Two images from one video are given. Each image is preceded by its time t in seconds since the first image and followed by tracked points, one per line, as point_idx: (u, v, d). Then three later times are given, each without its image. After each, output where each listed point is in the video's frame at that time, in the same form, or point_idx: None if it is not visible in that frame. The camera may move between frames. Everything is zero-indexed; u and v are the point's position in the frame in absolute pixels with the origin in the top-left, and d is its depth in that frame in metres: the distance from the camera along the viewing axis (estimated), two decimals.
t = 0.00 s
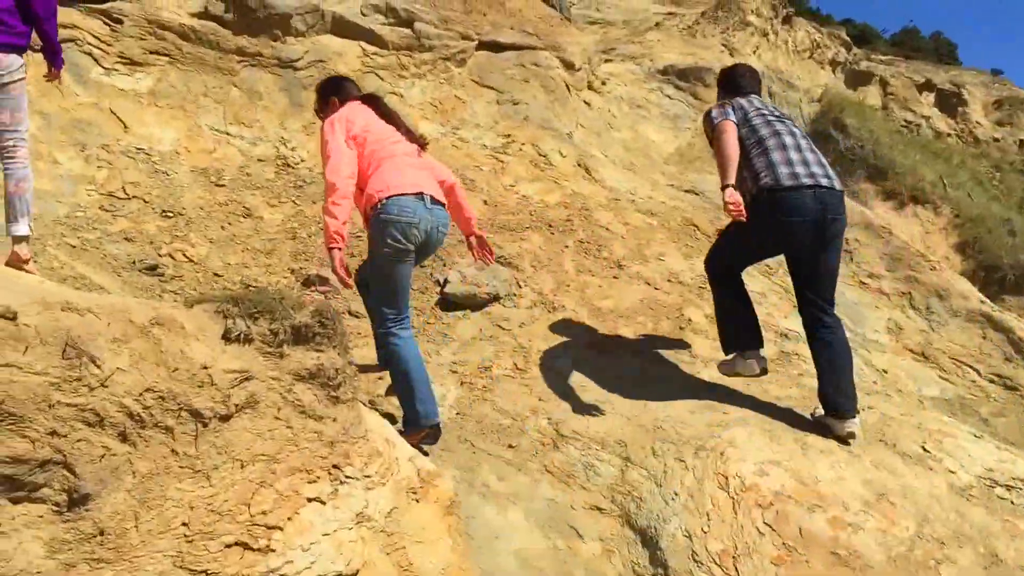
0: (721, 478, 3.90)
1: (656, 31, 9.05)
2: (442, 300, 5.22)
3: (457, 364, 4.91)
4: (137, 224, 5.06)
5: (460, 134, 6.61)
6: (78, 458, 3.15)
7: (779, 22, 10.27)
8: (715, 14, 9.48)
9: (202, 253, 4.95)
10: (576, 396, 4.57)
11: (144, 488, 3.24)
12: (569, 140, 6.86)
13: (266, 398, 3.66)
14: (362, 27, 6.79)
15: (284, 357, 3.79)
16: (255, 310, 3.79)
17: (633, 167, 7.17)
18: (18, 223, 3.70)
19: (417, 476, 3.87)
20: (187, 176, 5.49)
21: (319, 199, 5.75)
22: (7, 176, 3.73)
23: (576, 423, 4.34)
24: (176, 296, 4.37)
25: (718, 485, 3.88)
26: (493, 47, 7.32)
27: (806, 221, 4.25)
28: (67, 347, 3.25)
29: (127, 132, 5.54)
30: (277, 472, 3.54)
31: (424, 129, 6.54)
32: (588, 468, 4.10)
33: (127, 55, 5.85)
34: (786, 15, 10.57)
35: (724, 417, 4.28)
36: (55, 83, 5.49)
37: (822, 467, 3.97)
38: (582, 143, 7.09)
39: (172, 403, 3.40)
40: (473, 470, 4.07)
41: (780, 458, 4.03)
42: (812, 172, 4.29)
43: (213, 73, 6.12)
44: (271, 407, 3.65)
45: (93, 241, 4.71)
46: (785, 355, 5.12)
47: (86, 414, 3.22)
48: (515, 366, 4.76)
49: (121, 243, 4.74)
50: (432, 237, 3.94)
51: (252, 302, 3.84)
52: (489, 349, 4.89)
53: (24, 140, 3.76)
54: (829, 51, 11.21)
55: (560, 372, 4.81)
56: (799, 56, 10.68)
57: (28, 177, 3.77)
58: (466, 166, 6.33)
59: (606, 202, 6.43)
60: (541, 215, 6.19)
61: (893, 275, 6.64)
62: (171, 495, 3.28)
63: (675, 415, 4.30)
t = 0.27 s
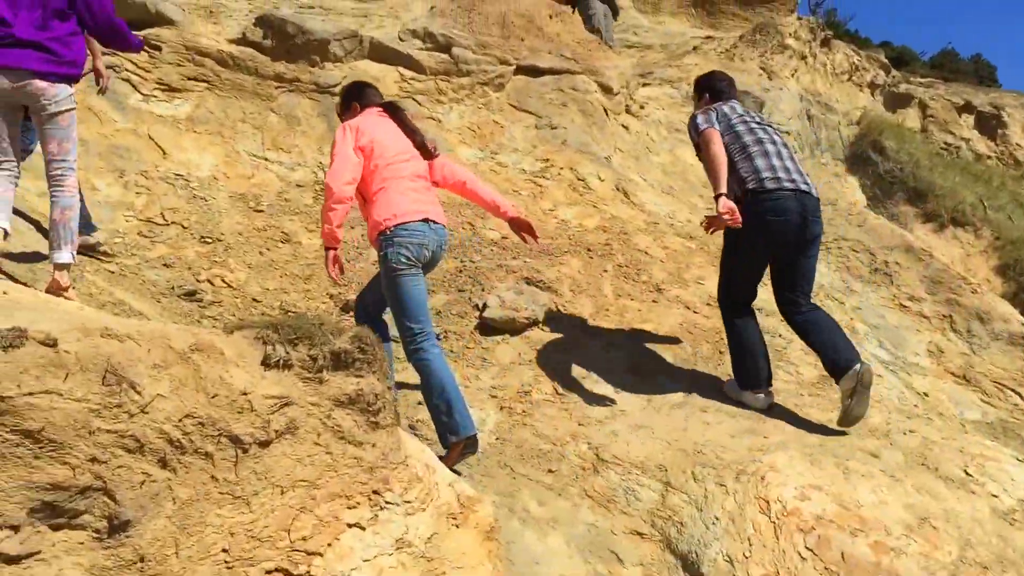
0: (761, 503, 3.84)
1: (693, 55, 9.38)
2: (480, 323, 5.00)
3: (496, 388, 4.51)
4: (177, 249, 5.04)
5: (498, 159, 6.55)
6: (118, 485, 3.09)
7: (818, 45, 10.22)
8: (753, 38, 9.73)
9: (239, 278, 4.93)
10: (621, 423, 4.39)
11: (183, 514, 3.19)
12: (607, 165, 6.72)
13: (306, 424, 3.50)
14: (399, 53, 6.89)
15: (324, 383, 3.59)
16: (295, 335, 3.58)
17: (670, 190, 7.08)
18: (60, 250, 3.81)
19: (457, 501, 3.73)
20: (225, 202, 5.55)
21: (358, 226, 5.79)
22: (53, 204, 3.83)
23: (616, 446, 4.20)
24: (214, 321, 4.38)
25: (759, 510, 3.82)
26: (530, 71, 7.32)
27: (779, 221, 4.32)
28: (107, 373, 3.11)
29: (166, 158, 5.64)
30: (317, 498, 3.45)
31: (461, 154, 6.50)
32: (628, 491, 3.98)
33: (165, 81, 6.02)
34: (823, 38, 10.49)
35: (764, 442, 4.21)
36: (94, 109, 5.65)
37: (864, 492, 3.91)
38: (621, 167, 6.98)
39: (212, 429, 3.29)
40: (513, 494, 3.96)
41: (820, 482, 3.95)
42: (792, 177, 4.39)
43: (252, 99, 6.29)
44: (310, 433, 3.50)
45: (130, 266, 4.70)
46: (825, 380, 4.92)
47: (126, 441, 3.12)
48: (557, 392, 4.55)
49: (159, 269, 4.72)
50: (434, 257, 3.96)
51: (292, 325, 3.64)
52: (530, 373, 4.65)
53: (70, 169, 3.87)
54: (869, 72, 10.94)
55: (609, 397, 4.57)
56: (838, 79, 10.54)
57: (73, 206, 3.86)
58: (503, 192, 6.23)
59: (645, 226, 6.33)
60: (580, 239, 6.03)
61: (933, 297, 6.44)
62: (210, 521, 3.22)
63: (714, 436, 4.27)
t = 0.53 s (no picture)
0: (805, 536, 3.75)
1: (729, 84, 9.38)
2: (518, 353, 4.78)
3: (534, 420, 4.31)
4: (218, 282, 5.11)
5: (534, 191, 6.52)
6: (161, 517, 3.11)
7: (855, 71, 10.12)
8: (789, 66, 9.57)
9: (278, 310, 4.94)
10: (657, 457, 4.20)
11: (224, 546, 3.21)
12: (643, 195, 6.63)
13: (345, 456, 3.51)
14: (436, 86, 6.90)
15: (362, 415, 3.60)
16: (334, 368, 3.59)
17: (707, 220, 6.98)
18: (108, 283, 3.85)
19: (496, 534, 3.68)
20: (265, 236, 5.62)
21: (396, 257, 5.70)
22: (103, 239, 3.88)
23: (656, 478, 4.06)
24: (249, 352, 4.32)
25: (802, 544, 3.72)
26: (566, 103, 7.17)
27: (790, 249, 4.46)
28: (152, 407, 3.15)
29: (208, 192, 5.75)
30: (356, 530, 3.46)
31: (498, 186, 6.46)
32: (667, 525, 3.82)
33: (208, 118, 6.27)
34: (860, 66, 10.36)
35: (806, 474, 4.11)
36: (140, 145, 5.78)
37: (911, 526, 3.85)
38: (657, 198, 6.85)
39: (253, 461, 3.31)
40: (551, 528, 3.83)
41: (864, 517, 3.87)
42: (791, 205, 4.52)
43: (291, 133, 6.46)
44: (349, 465, 3.51)
45: (172, 297, 4.70)
46: (868, 413, 4.75)
47: (169, 473, 3.15)
48: (594, 423, 4.36)
49: (201, 302, 4.72)
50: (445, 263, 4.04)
51: (331, 358, 3.65)
52: (566, 406, 4.43)
53: (121, 205, 3.90)
54: (908, 100, 10.92)
55: (645, 431, 4.33)
56: (876, 107, 10.39)
57: (122, 241, 3.90)
58: (540, 224, 6.12)
59: (682, 255, 6.15)
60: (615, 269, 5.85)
61: (977, 327, 6.30)
62: (250, 553, 3.25)
63: (752, 468, 4.14)
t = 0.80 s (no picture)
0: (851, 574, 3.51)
1: (762, 113, 9.54)
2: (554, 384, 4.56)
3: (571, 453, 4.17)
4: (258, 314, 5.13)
5: (568, 222, 6.40)
6: (203, 549, 3.15)
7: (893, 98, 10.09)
8: (825, 95, 9.50)
9: (316, 342, 4.92)
10: (696, 491, 3.92)
11: None
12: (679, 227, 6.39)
13: (382, 488, 3.51)
14: (471, 119, 6.98)
15: (399, 448, 3.60)
16: (371, 400, 3.61)
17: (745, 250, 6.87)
18: (152, 316, 3.89)
19: (533, 568, 3.54)
20: (303, 269, 5.66)
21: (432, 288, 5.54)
22: (149, 274, 3.95)
23: (694, 512, 3.80)
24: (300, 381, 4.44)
25: None
26: (599, 134, 7.19)
27: (770, 243, 4.45)
28: (193, 439, 3.19)
29: (249, 226, 5.95)
30: (394, 563, 3.44)
31: (532, 217, 6.39)
32: (706, 558, 3.57)
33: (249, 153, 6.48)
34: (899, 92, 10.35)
35: (850, 509, 3.83)
36: (183, 181, 5.88)
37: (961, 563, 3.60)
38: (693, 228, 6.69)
39: (292, 494, 3.33)
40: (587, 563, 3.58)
41: (913, 555, 3.60)
42: (772, 201, 4.54)
43: (328, 166, 6.62)
44: (387, 497, 3.51)
45: (212, 329, 4.71)
46: (914, 447, 4.39)
47: (210, 505, 3.17)
48: (630, 455, 4.11)
49: (241, 334, 4.72)
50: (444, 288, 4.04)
51: (368, 391, 3.66)
52: (603, 437, 4.19)
53: (167, 241, 3.98)
54: (948, 126, 11.00)
55: (682, 463, 4.09)
56: (914, 133, 10.37)
57: (167, 275, 3.96)
58: (576, 255, 5.98)
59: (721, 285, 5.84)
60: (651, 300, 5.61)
61: None
62: None
63: (796, 502, 3.85)
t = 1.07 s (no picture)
0: None
1: (798, 137, 9.33)
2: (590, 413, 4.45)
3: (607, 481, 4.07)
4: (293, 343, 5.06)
5: (601, 247, 6.38)
6: None
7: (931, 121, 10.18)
8: (861, 118, 9.26)
9: (351, 369, 4.85)
10: (735, 521, 3.80)
11: None
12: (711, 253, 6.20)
13: (416, 517, 3.50)
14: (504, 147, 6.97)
15: (434, 476, 3.60)
16: (406, 428, 3.62)
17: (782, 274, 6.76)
18: (188, 344, 3.94)
19: None
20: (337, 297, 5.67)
21: (465, 316, 5.45)
22: (186, 302, 4.01)
23: (734, 543, 3.67)
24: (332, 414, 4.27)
25: None
26: (632, 160, 7.15)
27: (759, 252, 4.32)
28: (230, 466, 3.25)
29: (283, 255, 5.87)
30: None
31: (565, 243, 6.38)
32: None
33: (283, 182, 6.48)
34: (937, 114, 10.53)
35: (894, 541, 3.69)
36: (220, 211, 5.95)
37: None
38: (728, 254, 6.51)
39: (328, 521, 3.34)
40: None
41: None
42: (765, 212, 4.41)
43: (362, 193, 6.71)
44: (422, 525, 3.50)
45: (250, 358, 4.69)
46: (959, 476, 4.17)
47: (247, 532, 3.19)
48: (667, 484, 4.00)
49: (276, 361, 4.70)
50: (434, 289, 3.99)
51: (403, 419, 3.68)
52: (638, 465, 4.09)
53: (205, 269, 4.03)
54: (988, 149, 10.94)
55: (719, 493, 3.97)
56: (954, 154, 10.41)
57: (204, 303, 4.01)
58: (608, 281, 5.92)
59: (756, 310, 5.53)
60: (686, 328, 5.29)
61: None
62: None
63: (840, 534, 3.72)
